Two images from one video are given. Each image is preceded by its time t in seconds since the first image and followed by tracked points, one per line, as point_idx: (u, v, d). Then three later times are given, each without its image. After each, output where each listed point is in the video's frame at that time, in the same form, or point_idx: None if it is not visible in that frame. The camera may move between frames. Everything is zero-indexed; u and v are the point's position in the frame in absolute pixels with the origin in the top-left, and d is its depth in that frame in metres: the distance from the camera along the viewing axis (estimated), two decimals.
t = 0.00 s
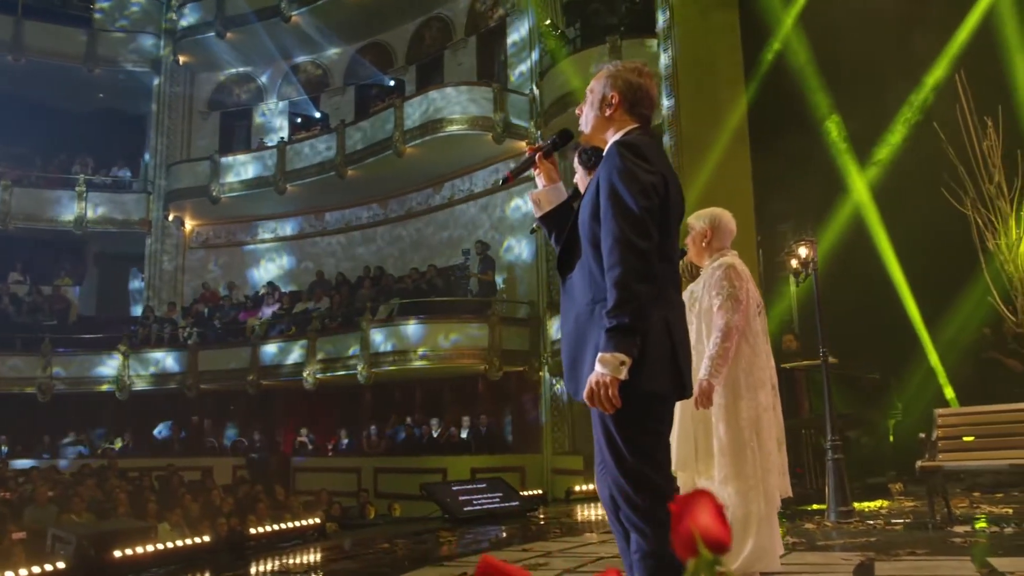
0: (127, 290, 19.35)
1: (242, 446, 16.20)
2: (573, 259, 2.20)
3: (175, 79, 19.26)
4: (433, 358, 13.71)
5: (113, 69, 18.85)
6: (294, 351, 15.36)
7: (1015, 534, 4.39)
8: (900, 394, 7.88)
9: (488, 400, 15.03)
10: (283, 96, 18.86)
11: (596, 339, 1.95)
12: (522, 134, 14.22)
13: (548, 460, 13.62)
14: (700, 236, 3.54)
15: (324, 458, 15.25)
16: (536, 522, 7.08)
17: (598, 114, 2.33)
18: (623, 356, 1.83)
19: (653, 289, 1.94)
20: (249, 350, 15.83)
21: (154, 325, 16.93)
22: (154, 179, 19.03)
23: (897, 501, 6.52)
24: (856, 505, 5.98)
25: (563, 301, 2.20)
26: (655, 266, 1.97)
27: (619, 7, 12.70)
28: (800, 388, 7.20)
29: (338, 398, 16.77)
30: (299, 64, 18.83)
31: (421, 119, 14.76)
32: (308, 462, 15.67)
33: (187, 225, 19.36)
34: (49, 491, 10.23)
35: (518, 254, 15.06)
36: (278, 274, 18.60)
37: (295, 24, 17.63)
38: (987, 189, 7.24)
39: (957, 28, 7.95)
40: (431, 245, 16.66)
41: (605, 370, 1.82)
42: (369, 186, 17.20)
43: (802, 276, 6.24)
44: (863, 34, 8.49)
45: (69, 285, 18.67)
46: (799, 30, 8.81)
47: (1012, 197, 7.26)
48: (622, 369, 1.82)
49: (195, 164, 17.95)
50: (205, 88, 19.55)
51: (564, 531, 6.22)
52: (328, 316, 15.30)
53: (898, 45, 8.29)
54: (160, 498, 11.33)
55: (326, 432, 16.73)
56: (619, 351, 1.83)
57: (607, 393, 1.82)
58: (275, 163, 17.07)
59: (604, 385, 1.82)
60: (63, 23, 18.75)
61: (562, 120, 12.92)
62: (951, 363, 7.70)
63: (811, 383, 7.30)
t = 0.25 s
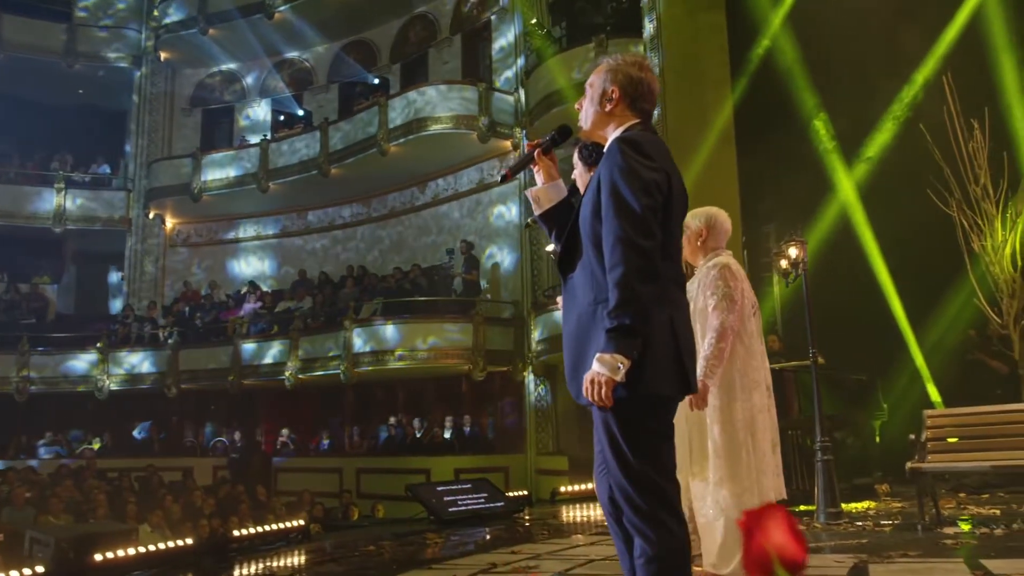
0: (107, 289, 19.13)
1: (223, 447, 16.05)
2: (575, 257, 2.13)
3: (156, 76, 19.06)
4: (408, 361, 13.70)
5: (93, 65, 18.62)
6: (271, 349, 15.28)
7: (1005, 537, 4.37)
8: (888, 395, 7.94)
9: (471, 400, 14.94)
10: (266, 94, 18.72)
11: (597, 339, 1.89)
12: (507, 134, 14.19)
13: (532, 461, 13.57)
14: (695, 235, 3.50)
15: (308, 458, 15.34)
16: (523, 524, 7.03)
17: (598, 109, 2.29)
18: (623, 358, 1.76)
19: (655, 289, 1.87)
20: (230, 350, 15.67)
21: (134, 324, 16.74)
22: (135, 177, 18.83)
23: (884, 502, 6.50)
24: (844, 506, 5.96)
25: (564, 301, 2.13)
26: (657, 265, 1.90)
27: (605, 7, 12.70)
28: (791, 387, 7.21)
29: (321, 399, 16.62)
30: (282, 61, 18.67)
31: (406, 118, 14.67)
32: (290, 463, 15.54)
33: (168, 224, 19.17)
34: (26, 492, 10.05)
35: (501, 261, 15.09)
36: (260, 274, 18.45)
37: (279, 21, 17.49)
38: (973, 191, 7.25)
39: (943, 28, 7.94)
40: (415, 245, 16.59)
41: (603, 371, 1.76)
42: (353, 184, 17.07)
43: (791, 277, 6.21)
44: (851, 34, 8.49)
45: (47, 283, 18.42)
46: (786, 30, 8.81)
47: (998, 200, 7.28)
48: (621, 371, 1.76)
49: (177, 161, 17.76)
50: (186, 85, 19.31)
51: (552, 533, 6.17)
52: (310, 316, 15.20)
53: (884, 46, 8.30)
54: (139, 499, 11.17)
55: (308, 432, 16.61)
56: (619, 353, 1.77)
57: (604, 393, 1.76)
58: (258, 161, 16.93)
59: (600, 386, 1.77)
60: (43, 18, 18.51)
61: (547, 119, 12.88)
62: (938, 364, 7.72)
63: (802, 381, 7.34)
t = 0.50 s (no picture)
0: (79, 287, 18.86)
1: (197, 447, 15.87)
2: (574, 258, 2.09)
3: (131, 71, 18.81)
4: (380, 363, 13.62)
5: (66, 59, 18.34)
6: (243, 347, 15.11)
7: (989, 538, 4.38)
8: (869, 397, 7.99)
9: (449, 399, 14.87)
10: (243, 91, 18.56)
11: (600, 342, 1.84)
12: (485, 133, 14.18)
13: (511, 461, 13.53)
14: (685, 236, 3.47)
15: (282, 458, 15.22)
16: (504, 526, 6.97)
17: (594, 105, 2.24)
18: (624, 361, 1.72)
19: (656, 289, 1.82)
20: (206, 349, 15.49)
21: (107, 323, 16.51)
22: (109, 173, 18.57)
23: (865, 503, 6.51)
24: (825, 508, 5.96)
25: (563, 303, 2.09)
26: (658, 265, 1.86)
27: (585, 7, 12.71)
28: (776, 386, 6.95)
29: (297, 398, 16.47)
30: (259, 58, 18.51)
31: (384, 117, 14.55)
32: (266, 463, 15.39)
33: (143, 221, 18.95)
34: None
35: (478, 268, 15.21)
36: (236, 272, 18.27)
37: (256, 17, 17.31)
38: (953, 194, 7.30)
39: (923, 31, 7.98)
40: (394, 244, 16.48)
41: (604, 374, 1.72)
42: (331, 182, 16.94)
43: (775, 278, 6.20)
44: (831, 36, 8.53)
45: (18, 281, 18.13)
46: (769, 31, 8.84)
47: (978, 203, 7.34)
48: (623, 373, 1.72)
49: (151, 158, 17.53)
50: (162, 81, 19.11)
51: (534, 535, 6.13)
52: (287, 315, 15.10)
53: (866, 48, 8.33)
54: (112, 501, 10.99)
55: (284, 432, 16.46)
56: (622, 355, 1.73)
57: (605, 396, 1.72)
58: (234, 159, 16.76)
59: (602, 390, 1.72)
60: (15, 11, 18.20)
61: (526, 119, 12.85)
62: (917, 366, 7.80)
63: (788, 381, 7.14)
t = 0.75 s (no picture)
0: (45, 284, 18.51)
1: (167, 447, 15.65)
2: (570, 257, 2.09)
3: (101, 65, 18.50)
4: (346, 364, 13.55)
5: (34, 52, 18.01)
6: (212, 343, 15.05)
7: (968, 539, 4.40)
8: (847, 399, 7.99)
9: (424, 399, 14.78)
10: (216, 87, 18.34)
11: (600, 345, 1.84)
12: (461, 131, 14.20)
13: (486, 461, 13.48)
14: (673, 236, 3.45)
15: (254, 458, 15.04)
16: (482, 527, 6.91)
17: (588, 102, 2.19)
18: (626, 363, 1.73)
19: (654, 290, 1.82)
20: (177, 348, 15.29)
21: (75, 321, 16.22)
22: (78, 168, 18.24)
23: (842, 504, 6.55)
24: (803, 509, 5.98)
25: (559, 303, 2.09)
26: (656, 265, 1.84)
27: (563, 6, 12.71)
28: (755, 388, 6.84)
29: (269, 398, 16.29)
30: (232, 54, 18.28)
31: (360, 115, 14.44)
32: (236, 464, 15.20)
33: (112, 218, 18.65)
34: None
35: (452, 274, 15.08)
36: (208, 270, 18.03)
37: (230, 12, 17.11)
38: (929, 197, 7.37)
39: (900, 35, 8.06)
40: (368, 243, 16.36)
41: (606, 377, 1.72)
42: (305, 180, 16.78)
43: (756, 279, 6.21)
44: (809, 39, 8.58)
45: None
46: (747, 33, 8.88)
47: (953, 207, 7.42)
48: (624, 377, 1.72)
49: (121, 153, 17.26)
50: (133, 76, 18.84)
51: (512, 536, 6.09)
52: (260, 314, 14.97)
53: (843, 52, 8.40)
54: (80, 502, 10.79)
55: (256, 432, 16.28)
56: (624, 358, 1.74)
57: (605, 400, 1.72)
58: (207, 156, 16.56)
59: (602, 394, 1.72)
60: None
61: (503, 119, 12.80)
62: (892, 369, 7.83)
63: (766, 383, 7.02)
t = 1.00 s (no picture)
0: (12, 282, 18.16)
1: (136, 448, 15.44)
2: (570, 259, 2.10)
3: (71, 58, 18.18)
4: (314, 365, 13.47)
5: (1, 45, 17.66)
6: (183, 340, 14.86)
7: (947, 540, 4.42)
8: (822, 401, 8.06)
9: (398, 399, 14.67)
10: (187, 83, 18.12)
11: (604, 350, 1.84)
12: (438, 130, 14.13)
13: (461, 462, 13.42)
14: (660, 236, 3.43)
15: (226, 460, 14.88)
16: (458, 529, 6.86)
17: (580, 104, 2.15)
18: (633, 366, 1.72)
19: (659, 289, 1.81)
20: (147, 347, 15.09)
21: (42, 320, 15.93)
22: (45, 164, 17.90)
23: (818, 505, 6.58)
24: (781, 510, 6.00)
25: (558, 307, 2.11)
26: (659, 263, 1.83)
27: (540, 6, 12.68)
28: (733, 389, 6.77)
29: (241, 398, 16.11)
30: (204, 50, 18.06)
31: (335, 113, 14.32)
32: (208, 466, 15.04)
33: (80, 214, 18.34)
34: None
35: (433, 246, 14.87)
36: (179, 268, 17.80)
37: (202, 8, 16.90)
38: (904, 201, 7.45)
39: (876, 38, 8.13)
40: (343, 241, 16.21)
41: (614, 381, 1.71)
42: (278, 178, 16.62)
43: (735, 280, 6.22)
44: (786, 41, 8.63)
45: None
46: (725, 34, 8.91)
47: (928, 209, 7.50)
48: (632, 379, 1.71)
49: (91, 149, 16.98)
50: (103, 70, 18.53)
51: (490, 538, 6.04)
52: (232, 313, 14.84)
53: (820, 55, 8.46)
54: (47, 504, 10.60)
55: (228, 433, 16.09)
56: (631, 359, 1.72)
57: (614, 405, 1.72)
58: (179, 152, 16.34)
59: (611, 398, 1.72)
60: None
61: (479, 117, 12.75)
62: (867, 371, 7.89)
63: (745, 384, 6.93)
